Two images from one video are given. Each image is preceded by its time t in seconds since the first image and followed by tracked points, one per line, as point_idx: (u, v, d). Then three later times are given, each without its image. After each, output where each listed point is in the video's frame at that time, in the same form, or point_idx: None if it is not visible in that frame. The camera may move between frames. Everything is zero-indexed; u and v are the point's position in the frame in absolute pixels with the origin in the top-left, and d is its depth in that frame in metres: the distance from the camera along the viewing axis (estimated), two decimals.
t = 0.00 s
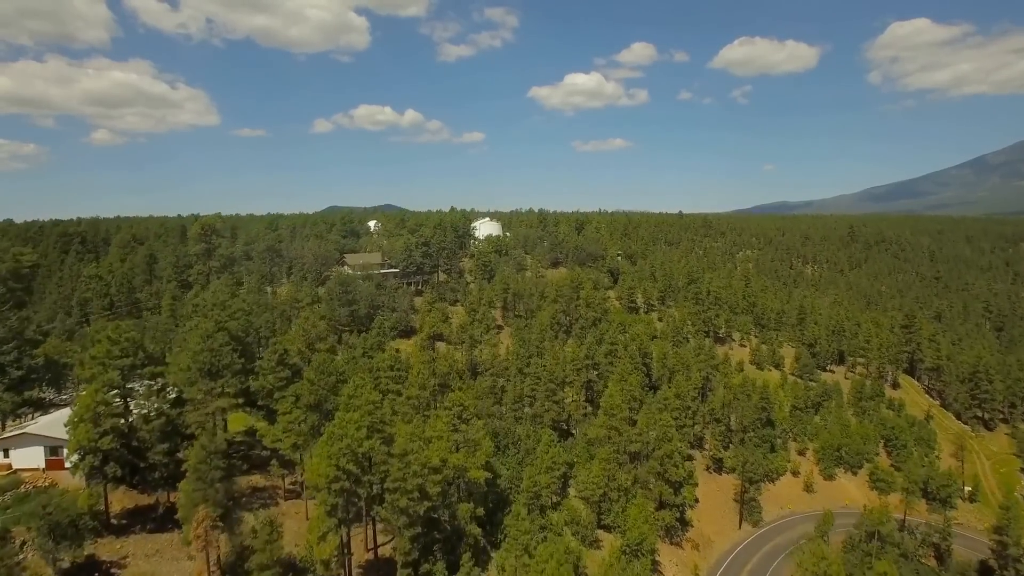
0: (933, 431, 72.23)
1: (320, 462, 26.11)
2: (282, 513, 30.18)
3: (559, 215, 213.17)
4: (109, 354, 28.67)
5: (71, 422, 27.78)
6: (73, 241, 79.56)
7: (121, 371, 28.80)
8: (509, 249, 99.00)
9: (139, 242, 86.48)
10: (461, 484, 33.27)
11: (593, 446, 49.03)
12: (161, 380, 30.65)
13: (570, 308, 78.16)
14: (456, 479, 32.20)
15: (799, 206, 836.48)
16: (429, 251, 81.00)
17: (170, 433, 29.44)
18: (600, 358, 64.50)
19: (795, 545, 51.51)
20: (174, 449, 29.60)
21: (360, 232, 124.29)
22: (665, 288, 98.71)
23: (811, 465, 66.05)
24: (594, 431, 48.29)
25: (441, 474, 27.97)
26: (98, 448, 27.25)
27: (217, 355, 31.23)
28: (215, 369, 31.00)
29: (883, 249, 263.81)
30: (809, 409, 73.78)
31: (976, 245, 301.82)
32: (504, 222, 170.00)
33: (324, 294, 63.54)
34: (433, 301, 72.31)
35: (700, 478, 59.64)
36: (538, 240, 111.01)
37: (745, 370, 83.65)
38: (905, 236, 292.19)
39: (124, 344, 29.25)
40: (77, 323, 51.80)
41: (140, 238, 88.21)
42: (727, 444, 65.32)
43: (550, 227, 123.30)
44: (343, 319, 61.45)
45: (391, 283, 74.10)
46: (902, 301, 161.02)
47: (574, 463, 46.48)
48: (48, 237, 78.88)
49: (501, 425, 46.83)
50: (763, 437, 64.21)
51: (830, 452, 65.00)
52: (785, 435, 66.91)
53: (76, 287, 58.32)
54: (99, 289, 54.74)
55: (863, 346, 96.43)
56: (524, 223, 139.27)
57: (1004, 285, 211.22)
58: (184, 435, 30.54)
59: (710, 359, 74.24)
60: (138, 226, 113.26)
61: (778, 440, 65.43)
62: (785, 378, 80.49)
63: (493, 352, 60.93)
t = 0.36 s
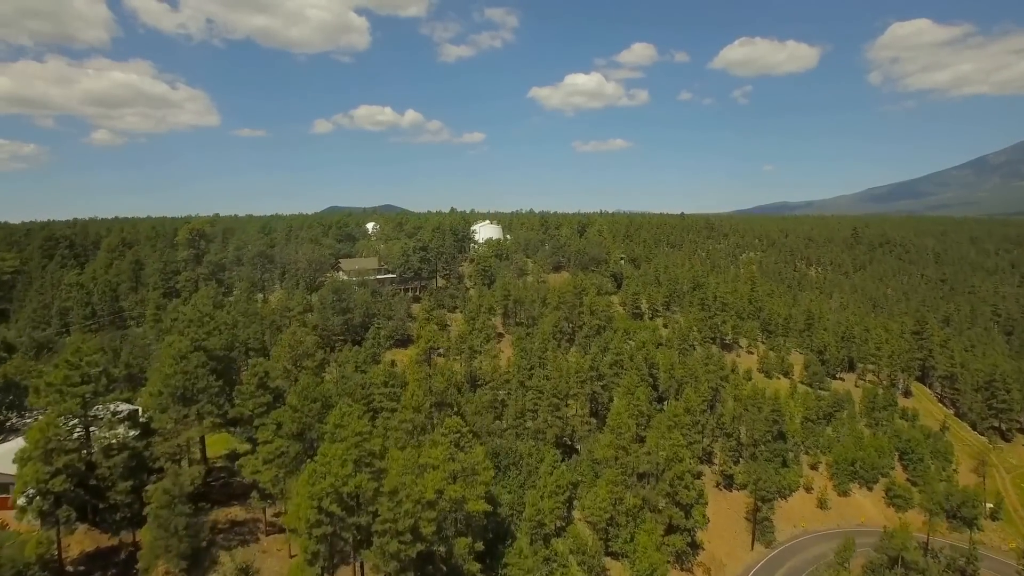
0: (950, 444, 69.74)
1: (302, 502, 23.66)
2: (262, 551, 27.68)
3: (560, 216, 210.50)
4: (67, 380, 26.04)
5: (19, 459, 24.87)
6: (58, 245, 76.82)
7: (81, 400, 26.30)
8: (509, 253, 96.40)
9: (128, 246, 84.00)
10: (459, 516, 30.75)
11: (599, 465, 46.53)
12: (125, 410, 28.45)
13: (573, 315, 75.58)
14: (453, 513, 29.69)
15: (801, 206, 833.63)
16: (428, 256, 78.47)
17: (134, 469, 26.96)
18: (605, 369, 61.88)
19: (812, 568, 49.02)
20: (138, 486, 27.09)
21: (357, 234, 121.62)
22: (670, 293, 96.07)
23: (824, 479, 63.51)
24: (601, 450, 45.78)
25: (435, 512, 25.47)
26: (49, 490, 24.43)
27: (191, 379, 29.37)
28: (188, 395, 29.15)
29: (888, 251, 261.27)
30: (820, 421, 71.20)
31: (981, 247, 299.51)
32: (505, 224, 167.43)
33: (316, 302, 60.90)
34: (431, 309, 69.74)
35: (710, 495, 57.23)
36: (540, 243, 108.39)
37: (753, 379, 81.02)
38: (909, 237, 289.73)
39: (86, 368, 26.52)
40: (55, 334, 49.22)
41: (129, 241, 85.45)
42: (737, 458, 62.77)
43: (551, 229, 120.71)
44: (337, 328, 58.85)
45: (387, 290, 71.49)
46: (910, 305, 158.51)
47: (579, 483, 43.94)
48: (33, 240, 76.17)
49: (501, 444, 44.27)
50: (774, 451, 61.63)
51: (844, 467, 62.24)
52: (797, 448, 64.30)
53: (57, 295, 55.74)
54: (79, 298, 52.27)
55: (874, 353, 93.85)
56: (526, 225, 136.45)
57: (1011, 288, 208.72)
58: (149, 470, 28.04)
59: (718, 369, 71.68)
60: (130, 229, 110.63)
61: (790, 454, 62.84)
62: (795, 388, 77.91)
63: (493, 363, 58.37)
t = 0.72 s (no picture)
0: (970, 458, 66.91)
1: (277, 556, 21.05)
2: None
3: (560, 218, 207.48)
4: (9, 415, 23.09)
5: None
6: (41, 250, 73.91)
7: (24, 437, 23.17)
8: (510, 257, 93.68)
9: (115, 251, 81.31)
10: (455, 558, 28.05)
11: (605, 488, 43.81)
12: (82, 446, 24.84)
13: (576, 323, 72.89)
14: (449, 555, 26.99)
15: (801, 207, 831.12)
16: (425, 262, 75.81)
17: (85, 520, 23.08)
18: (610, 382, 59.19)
19: None
20: (89, 540, 23.15)
21: (354, 237, 118.89)
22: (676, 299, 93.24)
23: (840, 497, 60.75)
24: (608, 473, 43.05)
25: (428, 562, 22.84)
26: None
27: (156, 411, 27.76)
28: (155, 428, 27.83)
29: (892, 253, 258.51)
30: (834, 434, 68.44)
31: (985, 248, 297.09)
32: (505, 226, 164.60)
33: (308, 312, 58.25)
34: (429, 317, 67.07)
35: (722, 516, 54.81)
36: (542, 247, 105.65)
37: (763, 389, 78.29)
38: (913, 239, 287.08)
39: (35, 402, 23.74)
40: (28, 349, 46.41)
41: (116, 246, 82.57)
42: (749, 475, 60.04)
43: (553, 232, 117.99)
44: (329, 339, 56.15)
45: (383, 298, 68.74)
46: (917, 309, 155.94)
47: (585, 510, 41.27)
48: (14, 245, 73.30)
49: (502, 467, 41.50)
50: (787, 468, 58.86)
51: (860, 484, 59.46)
52: (811, 464, 61.57)
53: (34, 305, 52.96)
54: (56, 309, 49.66)
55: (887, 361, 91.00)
56: (526, 228, 133.61)
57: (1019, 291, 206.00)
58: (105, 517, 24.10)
59: (727, 380, 68.98)
60: (120, 232, 107.85)
61: (804, 470, 60.06)
62: (806, 398, 75.16)
63: (493, 376, 55.61)
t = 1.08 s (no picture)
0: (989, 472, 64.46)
1: None
2: None
3: (561, 220, 204.87)
4: None
5: None
6: (25, 255, 71.34)
7: None
8: (511, 262, 91.21)
9: (103, 256, 78.67)
10: None
11: (613, 512, 41.41)
12: (35, 484, 21.72)
13: (580, 331, 70.47)
14: None
15: (802, 207, 829.11)
16: (424, 267, 73.27)
17: None
18: (615, 394, 56.75)
19: None
20: None
21: (351, 241, 116.45)
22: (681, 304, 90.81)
23: (855, 514, 58.38)
24: (617, 496, 40.64)
25: None
26: None
27: (123, 445, 25.30)
28: (120, 463, 25.37)
29: (896, 255, 256.25)
30: (847, 446, 66.03)
31: (989, 250, 294.80)
32: (505, 229, 162.11)
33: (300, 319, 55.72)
34: (426, 325, 64.57)
35: (733, 536, 52.88)
36: (543, 250, 103.11)
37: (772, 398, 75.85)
38: (917, 241, 284.68)
39: None
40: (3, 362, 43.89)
41: (105, 250, 80.01)
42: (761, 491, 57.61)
43: (554, 234, 115.32)
44: (322, 350, 53.70)
45: (379, 304, 66.27)
46: (923, 313, 153.61)
47: (592, 535, 38.81)
48: None
49: (504, 490, 39.06)
50: (801, 484, 56.43)
51: (877, 500, 56.93)
52: (825, 479, 59.12)
53: (12, 314, 50.43)
54: (33, 318, 47.08)
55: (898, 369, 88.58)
56: (527, 231, 131.13)
57: None
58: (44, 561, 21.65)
59: (737, 390, 66.52)
60: (111, 235, 105.14)
61: (818, 486, 57.64)
62: (817, 408, 72.71)
63: (494, 389, 53.17)
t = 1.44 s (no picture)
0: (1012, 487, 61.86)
1: None
2: None
3: (563, 221, 201.90)
4: None
5: None
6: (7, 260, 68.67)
7: None
8: (512, 267, 88.56)
9: (90, 261, 76.07)
10: None
11: (622, 539, 38.89)
12: None
13: (584, 340, 67.92)
14: None
15: (803, 208, 825.90)
16: (422, 273, 70.72)
17: None
18: (622, 408, 54.25)
19: None
20: None
21: (349, 245, 113.69)
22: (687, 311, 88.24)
23: (872, 533, 55.88)
24: (626, 522, 38.15)
25: None
26: None
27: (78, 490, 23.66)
28: (72, 510, 23.75)
29: (900, 256, 253.56)
30: (862, 460, 63.50)
31: (994, 251, 292.26)
32: (505, 231, 159.28)
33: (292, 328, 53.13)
34: (425, 334, 62.04)
35: (748, 559, 50.28)
36: (545, 254, 100.47)
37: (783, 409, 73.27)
38: (922, 242, 281.93)
39: None
40: None
41: (92, 255, 77.35)
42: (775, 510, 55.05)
43: (556, 237, 112.63)
44: (315, 362, 51.23)
45: (375, 313, 63.74)
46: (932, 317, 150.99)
47: (601, 566, 36.30)
48: None
49: (506, 517, 36.53)
50: (817, 502, 53.93)
51: (896, 519, 54.30)
52: (841, 495, 56.47)
53: None
54: (7, 330, 44.57)
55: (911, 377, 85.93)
56: (528, 233, 128.37)
57: None
58: None
59: (747, 402, 63.97)
60: (102, 238, 102.49)
61: (834, 503, 55.07)
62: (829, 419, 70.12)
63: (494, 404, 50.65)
